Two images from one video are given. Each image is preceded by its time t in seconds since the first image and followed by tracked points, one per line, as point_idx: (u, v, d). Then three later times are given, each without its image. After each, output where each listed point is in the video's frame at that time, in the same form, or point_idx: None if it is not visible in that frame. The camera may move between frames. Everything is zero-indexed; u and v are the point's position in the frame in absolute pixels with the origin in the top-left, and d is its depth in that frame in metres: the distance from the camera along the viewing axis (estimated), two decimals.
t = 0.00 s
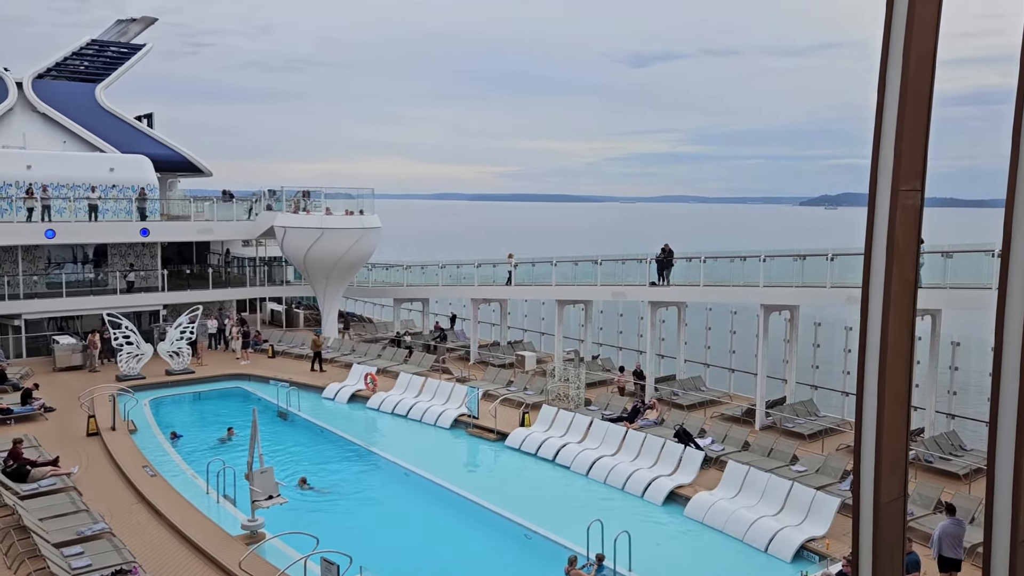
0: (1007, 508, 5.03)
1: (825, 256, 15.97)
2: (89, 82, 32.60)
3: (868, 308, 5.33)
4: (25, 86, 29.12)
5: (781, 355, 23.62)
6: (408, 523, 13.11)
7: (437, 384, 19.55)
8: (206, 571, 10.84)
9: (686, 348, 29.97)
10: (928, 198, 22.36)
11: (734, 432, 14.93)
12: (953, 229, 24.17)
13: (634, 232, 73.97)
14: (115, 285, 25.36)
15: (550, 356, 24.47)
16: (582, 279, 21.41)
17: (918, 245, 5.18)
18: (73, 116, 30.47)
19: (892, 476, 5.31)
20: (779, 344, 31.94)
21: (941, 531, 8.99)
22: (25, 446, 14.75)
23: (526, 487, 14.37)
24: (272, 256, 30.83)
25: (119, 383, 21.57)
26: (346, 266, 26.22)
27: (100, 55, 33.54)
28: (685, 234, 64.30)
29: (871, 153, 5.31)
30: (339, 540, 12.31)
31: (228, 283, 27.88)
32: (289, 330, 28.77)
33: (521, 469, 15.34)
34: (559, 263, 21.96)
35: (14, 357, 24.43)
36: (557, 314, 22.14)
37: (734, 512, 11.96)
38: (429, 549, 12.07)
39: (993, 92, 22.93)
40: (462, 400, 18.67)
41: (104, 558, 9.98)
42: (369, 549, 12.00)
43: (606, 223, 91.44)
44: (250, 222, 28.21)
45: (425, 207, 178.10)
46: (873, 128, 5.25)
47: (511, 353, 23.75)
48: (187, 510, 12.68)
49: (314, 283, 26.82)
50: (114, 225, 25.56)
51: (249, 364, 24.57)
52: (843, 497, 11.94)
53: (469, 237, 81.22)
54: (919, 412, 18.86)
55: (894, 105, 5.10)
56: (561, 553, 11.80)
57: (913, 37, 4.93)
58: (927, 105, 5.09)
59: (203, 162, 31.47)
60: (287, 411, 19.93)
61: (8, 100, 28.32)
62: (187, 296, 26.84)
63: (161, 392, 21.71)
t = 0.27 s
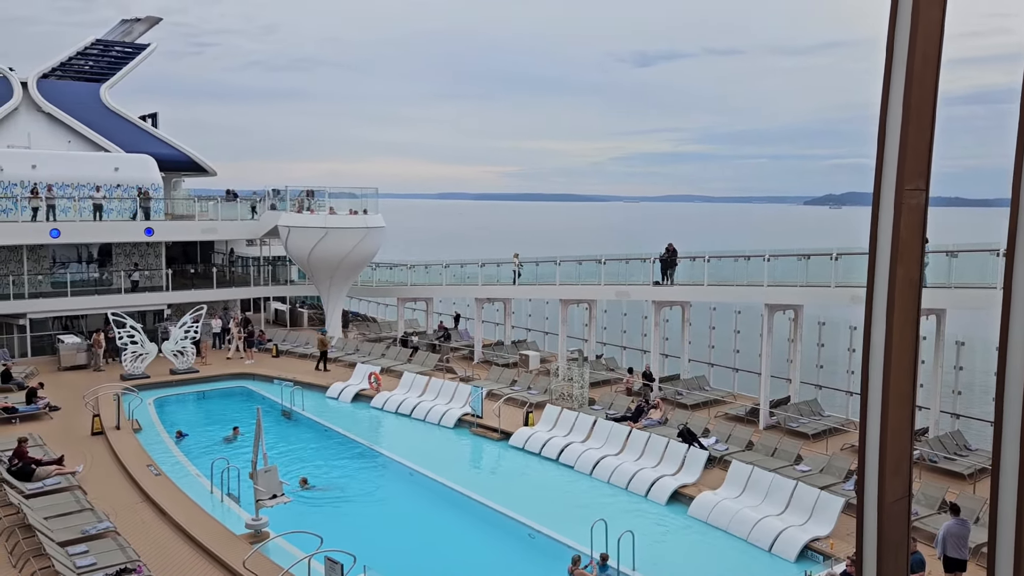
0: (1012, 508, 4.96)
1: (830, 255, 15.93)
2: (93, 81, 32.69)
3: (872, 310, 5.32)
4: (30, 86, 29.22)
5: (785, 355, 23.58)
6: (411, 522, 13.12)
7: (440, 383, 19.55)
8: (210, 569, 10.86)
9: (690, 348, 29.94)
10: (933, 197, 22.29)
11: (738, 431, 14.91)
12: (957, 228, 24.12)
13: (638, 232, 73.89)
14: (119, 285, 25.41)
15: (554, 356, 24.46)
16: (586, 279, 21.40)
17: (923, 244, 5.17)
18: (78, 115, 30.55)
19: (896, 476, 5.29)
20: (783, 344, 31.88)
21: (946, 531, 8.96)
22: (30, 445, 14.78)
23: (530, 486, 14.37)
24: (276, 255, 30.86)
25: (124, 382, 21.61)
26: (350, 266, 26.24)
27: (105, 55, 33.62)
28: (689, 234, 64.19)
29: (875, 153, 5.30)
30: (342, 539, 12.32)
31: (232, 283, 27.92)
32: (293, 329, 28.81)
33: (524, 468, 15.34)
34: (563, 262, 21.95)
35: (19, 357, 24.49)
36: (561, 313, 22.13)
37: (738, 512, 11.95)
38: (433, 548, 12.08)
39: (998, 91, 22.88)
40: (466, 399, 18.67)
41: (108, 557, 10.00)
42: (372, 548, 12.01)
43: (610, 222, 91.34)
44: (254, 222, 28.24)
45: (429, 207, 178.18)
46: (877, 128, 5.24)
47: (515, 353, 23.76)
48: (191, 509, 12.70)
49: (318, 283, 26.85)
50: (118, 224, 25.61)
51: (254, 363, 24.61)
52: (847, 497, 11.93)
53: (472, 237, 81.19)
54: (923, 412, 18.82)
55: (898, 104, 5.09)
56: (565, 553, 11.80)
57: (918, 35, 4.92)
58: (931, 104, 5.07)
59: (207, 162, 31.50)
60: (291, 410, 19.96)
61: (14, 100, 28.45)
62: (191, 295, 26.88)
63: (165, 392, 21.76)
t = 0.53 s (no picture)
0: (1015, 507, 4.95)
1: (832, 254, 15.92)
2: (97, 80, 32.76)
3: (875, 309, 5.31)
4: (33, 85, 29.29)
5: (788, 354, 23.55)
6: (414, 521, 13.12)
7: (443, 382, 19.56)
8: (213, 568, 10.87)
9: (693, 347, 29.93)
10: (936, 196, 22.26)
11: (741, 430, 14.91)
12: (961, 227, 24.08)
13: (641, 230, 73.83)
14: (122, 283, 25.46)
15: (556, 355, 24.45)
16: (588, 277, 21.40)
17: (926, 243, 5.16)
18: (81, 114, 30.60)
19: (899, 475, 5.29)
20: (786, 343, 31.82)
21: (949, 530, 8.95)
22: (33, 443, 14.81)
23: (533, 485, 14.37)
24: (279, 254, 30.88)
25: (127, 381, 21.65)
26: (352, 265, 26.25)
27: (108, 53, 33.69)
28: (692, 233, 64.12)
29: (878, 150, 5.29)
30: (345, 537, 12.33)
31: (235, 281, 27.95)
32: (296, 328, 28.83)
33: (527, 467, 15.33)
34: (566, 261, 21.95)
35: (23, 355, 24.54)
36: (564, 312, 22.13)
37: (740, 511, 11.95)
38: (435, 546, 12.09)
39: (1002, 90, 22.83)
40: (468, 398, 18.67)
41: (111, 554, 10.02)
42: (374, 547, 12.02)
43: (613, 221, 91.28)
44: (257, 220, 28.28)
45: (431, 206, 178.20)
46: (880, 127, 5.23)
47: (518, 351, 23.76)
48: (193, 507, 12.71)
49: (320, 282, 26.87)
50: (121, 222, 25.66)
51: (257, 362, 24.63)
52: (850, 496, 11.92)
53: (475, 235, 81.21)
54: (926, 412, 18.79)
55: (901, 102, 5.08)
56: (567, 551, 11.80)
57: (921, 33, 4.91)
58: (934, 102, 5.06)
59: (210, 160, 31.53)
60: (294, 409, 19.98)
61: (17, 98, 28.51)
62: (194, 294, 26.91)
63: (168, 390, 21.79)
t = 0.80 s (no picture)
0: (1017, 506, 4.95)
1: (835, 252, 15.90)
2: (99, 78, 32.82)
3: (877, 308, 5.31)
4: (36, 82, 29.37)
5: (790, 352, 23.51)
6: (416, 518, 13.13)
7: (445, 379, 19.56)
8: (215, 565, 10.89)
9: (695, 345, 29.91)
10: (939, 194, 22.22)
11: (743, 428, 14.90)
12: (964, 225, 24.03)
13: (643, 228, 73.77)
14: (125, 281, 25.52)
15: (559, 352, 24.44)
16: (590, 275, 21.40)
17: (929, 241, 5.15)
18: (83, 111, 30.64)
19: (901, 474, 5.29)
20: (789, 341, 31.75)
21: (951, 529, 8.94)
22: (36, 440, 14.83)
23: (535, 483, 14.38)
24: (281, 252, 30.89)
25: (129, 378, 21.69)
26: (355, 262, 26.26)
27: (111, 51, 33.75)
28: (695, 231, 64.04)
29: (881, 148, 5.29)
30: (347, 535, 12.35)
31: (237, 279, 27.97)
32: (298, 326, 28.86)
33: (529, 465, 15.34)
34: (568, 259, 21.94)
35: (26, 353, 24.58)
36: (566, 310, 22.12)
37: (743, 509, 11.95)
38: (438, 543, 12.12)
39: (1006, 88, 22.77)
40: (470, 395, 18.66)
41: (115, 551, 10.04)
42: (376, 544, 12.04)
43: (615, 219, 91.22)
44: (260, 218, 28.33)
45: (433, 204, 178.17)
46: (883, 126, 5.23)
47: (520, 349, 23.76)
48: (196, 505, 12.73)
49: (323, 280, 26.88)
50: (123, 220, 25.72)
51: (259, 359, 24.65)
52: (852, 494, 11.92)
53: (477, 233, 81.19)
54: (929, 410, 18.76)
55: (904, 100, 5.07)
56: (569, 549, 11.81)
57: (924, 31, 4.90)
58: (937, 100, 5.05)
59: (212, 158, 31.55)
60: (296, 407, 20.00)
61: (20, 95, 28.55)
62: (197, 291, 26.94)
63: (171, 387, 21.83)
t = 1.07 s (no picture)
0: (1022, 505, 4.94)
1: (838, 249, 15.89)
2: (103, 75, 32.84)
3: (881, 306, 5.30)
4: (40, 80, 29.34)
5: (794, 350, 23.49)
6: (419, 516, 13.14)
7: (448, 377, 19.56)
8: (219, 561, 10.91)
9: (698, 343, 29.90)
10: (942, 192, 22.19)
11: (746, 426, 14.89)
12: (968, 223, 23.99)
13: (646, 225, 73.70)
14: (128, 279, 25.56)
15: (561, 350, 24.44)
16: (593, 273, 21.39)
17: (933, 239, 5.14)
18: (87, 109, 30.66)
19: (905, 471, 5.29)
20: (792, 338, 31.73)
21: (955, 527, 8.92)
22: (40, 437, 14.86)
23: (538, 480, 14.38)
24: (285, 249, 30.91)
25: (133, 375, 21.72)
26: (358, 260, 26.27)
27: (114, 48, 33.76)
28: (698, 228, 63.98)
29: (885, 148, 5.28)
30: (350, 532, 12.37)
31: (241, 277, 28.00)
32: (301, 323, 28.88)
33: (532, 462, 15.35)
34: (571, 257, 21.94)
35: (30, 350, 24.63)
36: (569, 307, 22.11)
37: (746, 506, 11.95)
38: (442, 541, 12.12)
39: (1010, 86, 22.72)
40: (473, 393, 18.66)
41: (119, 548, 10.06)
42: (379, 541, 12.06)
43: (618, 216, 91.17)
44: (264, 215, 28.32)
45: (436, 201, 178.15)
46: (888, 124, 5.22)
47: (523, 347, 23.76)
48: (200, 502, 12.76)
49: (326, 277, 26.90)
50: (127, 217, 25.78)
51: (263, 357, 24.67)
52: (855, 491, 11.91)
53: (480, 231, 81.20)
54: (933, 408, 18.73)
55: (908, 98, 5.06)
56: (572, 546, 11.81)
57: (928, 28, 4.90)
58: (942, 98, 5.04)
59: (215, 155, 31.57)
60: (299, 404, 20.02)
61: (24, 93, 28.58)
62: (200, 289, 26.97)
63: (175, 385, 21.87)
